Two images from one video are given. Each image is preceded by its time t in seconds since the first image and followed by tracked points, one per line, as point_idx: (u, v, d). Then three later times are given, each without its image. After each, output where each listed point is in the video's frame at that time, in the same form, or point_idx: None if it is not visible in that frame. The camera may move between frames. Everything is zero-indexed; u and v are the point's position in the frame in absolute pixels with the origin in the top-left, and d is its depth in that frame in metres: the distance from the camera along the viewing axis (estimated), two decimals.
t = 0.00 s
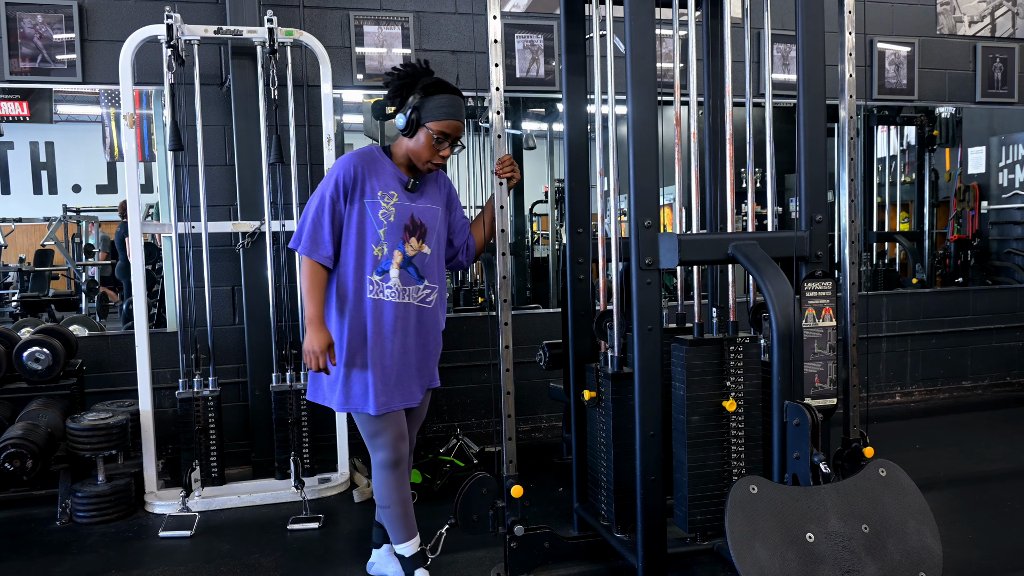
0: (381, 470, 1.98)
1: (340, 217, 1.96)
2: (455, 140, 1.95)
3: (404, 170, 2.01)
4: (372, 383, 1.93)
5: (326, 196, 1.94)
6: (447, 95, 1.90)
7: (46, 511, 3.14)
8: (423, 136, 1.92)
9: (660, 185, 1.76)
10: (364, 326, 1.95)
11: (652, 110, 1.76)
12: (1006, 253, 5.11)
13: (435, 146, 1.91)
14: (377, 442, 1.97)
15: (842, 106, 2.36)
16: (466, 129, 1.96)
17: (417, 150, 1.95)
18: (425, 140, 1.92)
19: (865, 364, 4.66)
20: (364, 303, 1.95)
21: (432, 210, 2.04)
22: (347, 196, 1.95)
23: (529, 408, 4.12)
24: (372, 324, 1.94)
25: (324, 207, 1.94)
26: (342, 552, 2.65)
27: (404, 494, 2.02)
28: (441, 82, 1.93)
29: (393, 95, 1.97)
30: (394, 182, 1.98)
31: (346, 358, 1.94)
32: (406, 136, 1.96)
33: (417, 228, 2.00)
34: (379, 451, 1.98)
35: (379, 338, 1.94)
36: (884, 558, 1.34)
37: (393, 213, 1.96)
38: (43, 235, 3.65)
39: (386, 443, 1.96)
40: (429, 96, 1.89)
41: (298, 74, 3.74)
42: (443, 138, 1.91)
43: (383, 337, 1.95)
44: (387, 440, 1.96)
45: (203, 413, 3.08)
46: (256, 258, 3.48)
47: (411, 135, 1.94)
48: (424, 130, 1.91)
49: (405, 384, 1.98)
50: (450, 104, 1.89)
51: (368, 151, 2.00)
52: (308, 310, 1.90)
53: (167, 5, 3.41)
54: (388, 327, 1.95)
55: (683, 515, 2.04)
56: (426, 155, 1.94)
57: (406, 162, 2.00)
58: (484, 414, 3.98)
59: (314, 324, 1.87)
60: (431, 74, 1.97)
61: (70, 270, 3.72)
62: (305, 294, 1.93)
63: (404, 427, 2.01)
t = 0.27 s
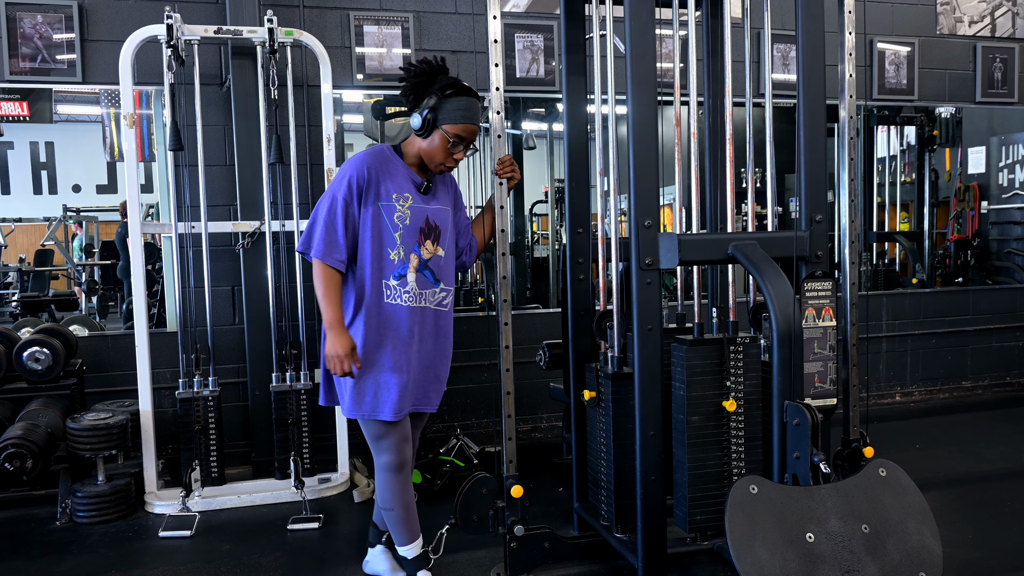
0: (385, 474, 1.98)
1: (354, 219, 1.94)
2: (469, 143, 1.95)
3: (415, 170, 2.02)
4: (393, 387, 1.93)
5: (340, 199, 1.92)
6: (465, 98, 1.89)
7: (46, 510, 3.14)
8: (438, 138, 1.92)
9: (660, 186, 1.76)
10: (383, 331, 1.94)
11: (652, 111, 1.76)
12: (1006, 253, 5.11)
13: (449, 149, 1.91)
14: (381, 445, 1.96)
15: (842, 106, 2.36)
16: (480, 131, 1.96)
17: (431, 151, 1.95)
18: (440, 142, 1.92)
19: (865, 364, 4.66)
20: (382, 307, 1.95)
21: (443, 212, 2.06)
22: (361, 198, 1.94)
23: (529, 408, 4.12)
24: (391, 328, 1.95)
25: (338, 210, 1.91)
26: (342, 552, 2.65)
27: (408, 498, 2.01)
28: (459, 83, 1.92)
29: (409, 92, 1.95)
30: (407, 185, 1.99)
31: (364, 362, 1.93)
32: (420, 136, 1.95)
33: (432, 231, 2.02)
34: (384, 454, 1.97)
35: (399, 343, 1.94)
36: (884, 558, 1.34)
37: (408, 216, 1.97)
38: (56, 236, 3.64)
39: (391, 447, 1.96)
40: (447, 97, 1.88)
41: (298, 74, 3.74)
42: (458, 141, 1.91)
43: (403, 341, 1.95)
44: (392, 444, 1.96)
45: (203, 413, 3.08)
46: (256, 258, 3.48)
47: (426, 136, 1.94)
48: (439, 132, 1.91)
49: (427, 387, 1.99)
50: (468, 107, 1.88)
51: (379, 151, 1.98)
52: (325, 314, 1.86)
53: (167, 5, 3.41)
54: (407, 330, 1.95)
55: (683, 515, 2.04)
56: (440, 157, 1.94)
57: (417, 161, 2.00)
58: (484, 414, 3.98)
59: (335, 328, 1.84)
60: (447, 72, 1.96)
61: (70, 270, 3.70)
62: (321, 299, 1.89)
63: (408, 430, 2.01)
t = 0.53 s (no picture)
0: (382, 472, 1.99)
1: (349, 223, 1.94)
2: (466, 152, 1.94)
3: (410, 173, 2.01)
4: (387, 391, 1.94)
5: (335, 202, 1.92)
6: (464, 107, 1.88)
7: (46, 510, 3.14)
8: (435, 145, 1.91)
9: (660, 186, 1.76)
10: (376, 335, 1.94)
11: (652, 110, 1.76)
12: (1006, 253, 5.11)
13: (447, 157, 1.91)
14: (377, 444, 1.98)
15: (842, 106, 2.36)
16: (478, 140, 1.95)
17: (427, 158, 1.94)
18: (437, 149, 1.91)
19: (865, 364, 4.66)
20: (376, 311, 1.95)
21: (437, 217, 2.04)
22: (356, 202, 1.94)
23: (529, 408, 4.12)
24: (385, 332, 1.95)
25: (333, 212, 1.92)
26: (343, 552, 2.65)
27: (405, 497, 2.02)
28: (459, 90, 1.90)
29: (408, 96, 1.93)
30: (402, 189, 1.98)
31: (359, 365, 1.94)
32: (417, 142, 1.94)
33: (426, 236, 2.01)
34: (379, 453, 1.99)
35: (394, 346, 1.94)
36: (884, 558, 1.34)
37: (403, 220, 1.97)
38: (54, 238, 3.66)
39: (387, 445, 1.98)
40: (446, 105, 1.87)
41: (298, 74, 3.74)
42: (455, 150, 1.91)
43: (396, 345, 1.94)
44: (388, 442, 1.98)
45: (203, 413, 3.08)
46: (256, 258, 3.48)
47: (423, 142, 1.93)
48: (437, 140, 1.90)
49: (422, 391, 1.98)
50: (465, 116, 1.87)
51: (375, 155, 1.97)
52: (329, 310, 1.85)
53: (167, 5, 3.41)
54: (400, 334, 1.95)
55: (683, 515, 2.04)
56: (435, 164, 1.94)
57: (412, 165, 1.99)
58: (484, 414, 3.98)
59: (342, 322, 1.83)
60: (448, 78, 1.94)
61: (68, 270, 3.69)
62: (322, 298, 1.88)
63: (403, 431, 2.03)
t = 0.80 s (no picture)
0: (377, 470, 1.99)
1: (330, 223, 1.94)
2: (447, 155, 1.94)
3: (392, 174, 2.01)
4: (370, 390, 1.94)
5: (315, 202, 1.92)
6: (445, 111, 1.87)
7: (46, 511, 3.14)
8: (416, 149, 1.91)
9: (660, 186, 1.76)
10: (358, 334, 1.94)
11: (652, 110, 1.76)
12: (1006, 253, 5.11)
13: (426, 161, 1.91)
14: (373, 444, 1.97)
15: (842, 106, 2.36)
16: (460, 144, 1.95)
17: (408, 161, 1.94)
18: (417, 153, 1.91)
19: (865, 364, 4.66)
20: (358, 310, 1.94)
21: (420, 216, 2.03)
22: (337, 202, 1.94)
23: (529, 408, 4.12)
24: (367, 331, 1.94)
25: (314, 213, 1.92)
26: (343, 552, 2.65)
27: (401, 495, 2.02)
28: (442, 94, 1.89)
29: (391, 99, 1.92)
30: (383, 189, 1.97)
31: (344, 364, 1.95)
32: (398, 144, 1.94)
33: (408, 235, 1.99)
34: (374, 453, 1.98)
35: (376, 346, 1.94)
36: (884, 558, 1.34)
37: (384, 220, 1.96)
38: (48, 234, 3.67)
39: (382, 445, 1.97)
40: (428, 109, 1.87)
41: (298, 74, 3.74)
42: (435, 154, 1.91)
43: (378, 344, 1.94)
44: (383, 442, 1.97)
45: (203, 413, 3.08)
46: (256, 258, 3.48)
47: (405, 144, 1.93)
48: (417, 144, 1.90)
49: (403, 390, 1.97)
50: (446, 121, 1.87)
51: (357, 156, 1.97)
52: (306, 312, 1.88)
53: (167, 5, 3.41)
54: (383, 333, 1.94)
55: (683, 515, 2.04)
56: (416, 167, 1.94)
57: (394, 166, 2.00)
58: (484, 414, 3.99)
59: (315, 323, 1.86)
60: (432, 81, 1.92)
61: (70, 271, 3.79)
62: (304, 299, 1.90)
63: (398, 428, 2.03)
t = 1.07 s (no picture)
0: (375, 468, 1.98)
1: (314, 221, 1.95)
2: (430, 150, 1.95)
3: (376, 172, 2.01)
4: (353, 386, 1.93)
5: (298, 201, 1.93)
6: (426, 106, 1.88)
7: (46, 510, 3.14)
8: (398, 145, 1.92)
9: (660, 186, 1.76)
10: (342, 331, 1.94)
11: (652, 110, 1.76)
12: (1006, 253, 5.11)
13: (409, 156, 1.91)
14: (371, 441, 1.97)
15: (842, 106, 2.36)
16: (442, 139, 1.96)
17: (391, 157, 1.95)
18: (400, 149, 1.92)
19: (865, 364, 4.66)
20: (342, 308, 1.94)
21: (405, 213, 2.04)
22: (319, 201, 1.94)
23: (529, 408, 4.12)
24: (351, 328, 1.94)
25: (297, 212, 1.93)
26: (342, 552, 2.65)
27: (398, 493, 2.02)
28: (423, 90, 1.90)
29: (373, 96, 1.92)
30: (367, 186, 1.98)
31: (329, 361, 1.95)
32: (381, 141, 1.95)
33: (393, 232, 2.00)
34: (374, 450, 1.97)
35: (360, 342, 1.94)
36: (884, 558, 1.34)
37: (368, 217, 1.96)
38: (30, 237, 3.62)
39: (381, 441, 1.97)
40: (409, 104, 1.88)
41: (298, 74, 3.74)
42: (418, 148, 1.91)
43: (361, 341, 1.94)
44: (382, 438, 1.97)
45: (203, 413, 3.08)
46: (256, 258, 3.48)
47: (387, 141, 1.93)
48: (399, 139, 1.90)
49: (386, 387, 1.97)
50: (428, 116, 1.88)
51: (341, 155, 1.99)
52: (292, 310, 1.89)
53: (167, 5, 3.41)
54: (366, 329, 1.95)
55: (683, 515, 2.05)
56: (400, 163, 1.94)
57: (377, 164, 2.00)
58: (484, 414, 3.99)
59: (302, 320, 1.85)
60: (413, 77, 1.93)
61: (69, 270, 3.72)
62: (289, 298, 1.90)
63: (395, 425, 2.03)
